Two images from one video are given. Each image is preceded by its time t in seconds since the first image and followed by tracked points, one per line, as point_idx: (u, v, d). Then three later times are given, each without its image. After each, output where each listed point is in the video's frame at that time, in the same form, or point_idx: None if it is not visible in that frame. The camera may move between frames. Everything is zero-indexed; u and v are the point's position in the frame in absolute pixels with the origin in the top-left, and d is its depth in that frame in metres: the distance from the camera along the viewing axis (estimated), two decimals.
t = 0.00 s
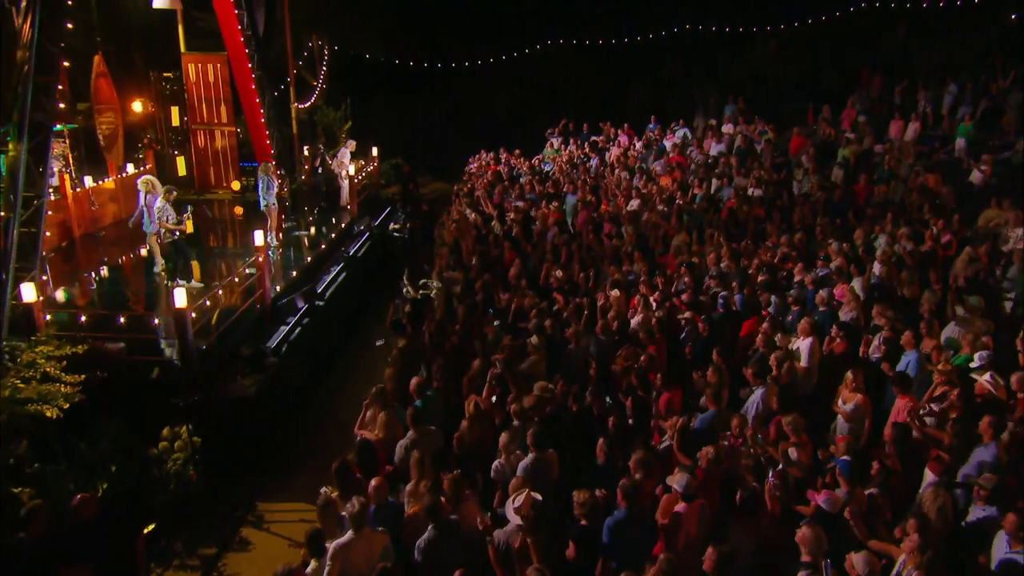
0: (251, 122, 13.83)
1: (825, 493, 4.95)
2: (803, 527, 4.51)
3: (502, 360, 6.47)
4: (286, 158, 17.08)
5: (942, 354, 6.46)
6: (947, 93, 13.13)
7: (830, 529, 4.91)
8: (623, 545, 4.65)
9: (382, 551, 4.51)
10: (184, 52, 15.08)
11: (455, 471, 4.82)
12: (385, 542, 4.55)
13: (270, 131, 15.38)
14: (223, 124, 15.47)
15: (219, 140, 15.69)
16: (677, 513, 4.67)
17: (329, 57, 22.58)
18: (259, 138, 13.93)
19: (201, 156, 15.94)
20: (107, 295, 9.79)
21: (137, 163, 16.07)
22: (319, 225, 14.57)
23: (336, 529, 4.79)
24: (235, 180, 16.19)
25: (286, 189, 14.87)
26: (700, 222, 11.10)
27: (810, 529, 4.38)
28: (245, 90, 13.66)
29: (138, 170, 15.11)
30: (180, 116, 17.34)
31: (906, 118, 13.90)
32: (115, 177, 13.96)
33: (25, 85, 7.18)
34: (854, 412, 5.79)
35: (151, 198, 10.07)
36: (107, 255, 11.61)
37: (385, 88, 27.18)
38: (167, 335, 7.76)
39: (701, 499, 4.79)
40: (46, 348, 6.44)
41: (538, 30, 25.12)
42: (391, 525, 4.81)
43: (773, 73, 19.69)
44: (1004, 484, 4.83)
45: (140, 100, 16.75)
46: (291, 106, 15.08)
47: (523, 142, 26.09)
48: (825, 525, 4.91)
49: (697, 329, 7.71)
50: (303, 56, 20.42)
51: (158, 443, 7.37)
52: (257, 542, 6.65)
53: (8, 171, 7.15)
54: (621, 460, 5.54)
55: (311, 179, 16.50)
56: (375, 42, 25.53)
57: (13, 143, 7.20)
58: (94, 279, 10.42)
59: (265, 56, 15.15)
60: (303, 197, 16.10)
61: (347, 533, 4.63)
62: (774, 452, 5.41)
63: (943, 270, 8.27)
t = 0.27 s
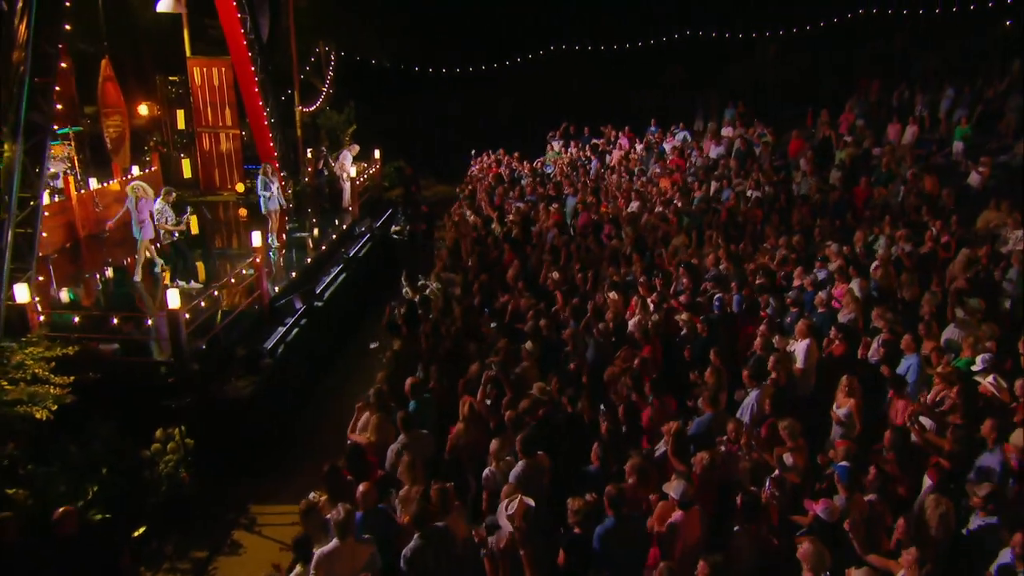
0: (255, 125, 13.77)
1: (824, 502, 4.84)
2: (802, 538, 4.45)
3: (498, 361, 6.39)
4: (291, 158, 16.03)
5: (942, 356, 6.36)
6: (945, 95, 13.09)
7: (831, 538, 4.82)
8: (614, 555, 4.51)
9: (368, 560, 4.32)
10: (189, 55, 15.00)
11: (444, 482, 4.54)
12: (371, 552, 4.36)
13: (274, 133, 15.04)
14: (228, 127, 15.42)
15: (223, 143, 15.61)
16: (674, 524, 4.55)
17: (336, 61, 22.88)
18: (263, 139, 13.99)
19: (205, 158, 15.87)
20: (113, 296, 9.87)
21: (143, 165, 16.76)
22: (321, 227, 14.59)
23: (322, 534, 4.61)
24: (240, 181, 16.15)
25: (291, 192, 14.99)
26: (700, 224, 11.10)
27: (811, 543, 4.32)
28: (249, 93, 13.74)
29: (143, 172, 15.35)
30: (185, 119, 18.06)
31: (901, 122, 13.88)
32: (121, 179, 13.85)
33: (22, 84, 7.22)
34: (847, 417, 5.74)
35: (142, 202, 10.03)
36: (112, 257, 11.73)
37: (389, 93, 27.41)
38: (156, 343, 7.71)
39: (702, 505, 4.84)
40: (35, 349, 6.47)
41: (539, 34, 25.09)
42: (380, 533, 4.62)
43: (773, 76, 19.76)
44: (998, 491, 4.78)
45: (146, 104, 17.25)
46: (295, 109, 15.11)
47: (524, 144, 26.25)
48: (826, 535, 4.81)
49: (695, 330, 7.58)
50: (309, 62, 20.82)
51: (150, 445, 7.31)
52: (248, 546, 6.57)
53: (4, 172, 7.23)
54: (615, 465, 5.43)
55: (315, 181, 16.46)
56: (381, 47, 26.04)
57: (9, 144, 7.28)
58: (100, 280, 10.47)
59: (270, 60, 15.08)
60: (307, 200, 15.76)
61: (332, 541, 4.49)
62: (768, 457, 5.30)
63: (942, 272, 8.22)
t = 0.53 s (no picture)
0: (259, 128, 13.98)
1: (821, 513, 4.63)
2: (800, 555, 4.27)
3: (492, 364, 6.31)
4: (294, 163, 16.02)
5: (942, 361, 6.25)
6: (944, 101, 13.09)
7: (831, 551, 4.54)
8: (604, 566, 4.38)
9: (352, 568, 4.20)
10: (196, 61, 15.23)
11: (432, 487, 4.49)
12: (355, 559, 4.24)
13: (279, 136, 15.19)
14: (234, 131, 15.68)
15: (230, 148, 15.90)
16: (670, 534, 4.42)
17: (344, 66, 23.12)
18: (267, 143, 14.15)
19: (212, 162, 16.11)
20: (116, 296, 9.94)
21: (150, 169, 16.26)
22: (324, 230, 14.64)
23: (305, 543, 4.48)
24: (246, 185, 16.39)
25: (297, 196, 15.15)
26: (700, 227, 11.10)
27: (807, 558, 4.12)
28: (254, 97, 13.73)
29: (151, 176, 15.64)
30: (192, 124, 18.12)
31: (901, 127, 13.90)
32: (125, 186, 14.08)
33: (18, 87, 7.25)
34: (841, 421, 5.68)
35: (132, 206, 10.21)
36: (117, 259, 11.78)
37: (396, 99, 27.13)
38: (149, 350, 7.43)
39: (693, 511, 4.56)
40: (26, 351, 6.42)
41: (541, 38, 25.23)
42: (366, 539, 4.52)
43: (774, 81, 19.86)
44: (1004, 497, 4.62)
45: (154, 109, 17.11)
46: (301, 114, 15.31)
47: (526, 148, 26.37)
48: (825, 547, 4.52)
49: (695, 333, 7.46)
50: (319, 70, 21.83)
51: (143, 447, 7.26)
52: (239, 551, 6.49)
53: None
54: (609, 471, 5.32)
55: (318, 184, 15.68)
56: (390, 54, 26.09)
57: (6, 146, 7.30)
58: (106, 283, 10.31)
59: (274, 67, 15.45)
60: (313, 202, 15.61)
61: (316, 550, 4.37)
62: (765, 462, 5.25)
63: (942, 276, 8.17)
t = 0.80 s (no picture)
0: (264, 134, 14.35)
1: (817, 527, 4.57)
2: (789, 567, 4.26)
3: (486, 370, 6.21)
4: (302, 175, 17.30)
5: (943, 368, 6.11)
6: (944, 109, 13.09)
7: (828, 566, 4.48)
8: None
9: None
10: (205, 70, 15.46)
11: (419, 497, 4.37)
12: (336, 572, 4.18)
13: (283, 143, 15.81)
14: (241, 137, 15.87)
15: (237, 154, 16.01)
16: (667, 546, 4.32)
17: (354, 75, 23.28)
18: (272, 150, 14.47)
19: (220, 168, 16.24)
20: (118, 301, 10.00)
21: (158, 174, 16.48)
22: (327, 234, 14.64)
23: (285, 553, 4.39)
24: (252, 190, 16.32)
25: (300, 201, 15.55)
26: (701, 233, 11.06)
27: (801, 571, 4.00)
28: (258, 103, 14.20)
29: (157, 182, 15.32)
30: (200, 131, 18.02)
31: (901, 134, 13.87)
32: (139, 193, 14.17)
33: (15, 92, 7.29)
34: (837, 427, 5.57)
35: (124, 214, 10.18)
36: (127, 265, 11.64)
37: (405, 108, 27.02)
38: (144, 358, 7.47)
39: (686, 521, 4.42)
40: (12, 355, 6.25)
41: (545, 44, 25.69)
42: (348, 549, 4.39)
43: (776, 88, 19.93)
44: (1010, 507, 4.49)
45: (162, 116, 17.67)
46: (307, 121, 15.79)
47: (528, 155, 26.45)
48: (821, 562, 4.48)
49: (692, 338, 7.54)
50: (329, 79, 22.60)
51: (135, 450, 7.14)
52: (228, 557, 6.42)
53: None
54: (601, 480, 5.22)
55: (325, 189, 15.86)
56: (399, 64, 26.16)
57: (3, 150, 7.32)
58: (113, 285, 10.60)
59: (280, 76, 16.15)
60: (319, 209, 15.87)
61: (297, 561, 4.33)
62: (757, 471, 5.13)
63: (942, 282, 8.08)
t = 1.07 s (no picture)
0: (274, 146, 14.75)
1: (812, 546, 4.42)
2: None
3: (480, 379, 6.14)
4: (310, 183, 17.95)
5: (945, 377, 5.81)
6: (946, 121, 13.10)
7: None
8: None
9: None
10: (216, 81, 15.51)
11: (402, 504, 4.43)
12: None
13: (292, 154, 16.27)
14: (251, 147, 16.04)
15: (247, 163, 16.12)
16: (659, 561, 4.22)
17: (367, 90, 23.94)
18: (282, 161, 14.76)
19: (231, 176, 16.31)
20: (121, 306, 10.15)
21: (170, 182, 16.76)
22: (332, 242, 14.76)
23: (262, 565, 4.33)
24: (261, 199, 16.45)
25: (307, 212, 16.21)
26: (702, 241, 11.03)
27: None
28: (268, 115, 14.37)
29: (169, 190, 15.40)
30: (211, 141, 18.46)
31: (905, 144, 13.82)
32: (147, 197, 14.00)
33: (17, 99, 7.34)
34: (835, 436, 5.41)
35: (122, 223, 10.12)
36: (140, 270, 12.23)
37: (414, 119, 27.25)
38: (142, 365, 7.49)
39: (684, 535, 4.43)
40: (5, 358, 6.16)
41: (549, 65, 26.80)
42: (328, 564, 4.25)
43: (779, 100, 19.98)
44: (1015, 522, 4.41)
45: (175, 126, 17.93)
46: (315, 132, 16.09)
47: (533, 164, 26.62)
48: None
49: (690, 347, 7.46)
50: (342, 92, 23.25)
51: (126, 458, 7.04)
52: (216, 565, 6.38)
53: None
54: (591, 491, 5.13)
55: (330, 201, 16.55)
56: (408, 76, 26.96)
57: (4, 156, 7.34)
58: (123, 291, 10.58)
59: (288, 88, 16.61)
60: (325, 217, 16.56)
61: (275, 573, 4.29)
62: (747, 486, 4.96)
63: (944, 292, 7.98)
